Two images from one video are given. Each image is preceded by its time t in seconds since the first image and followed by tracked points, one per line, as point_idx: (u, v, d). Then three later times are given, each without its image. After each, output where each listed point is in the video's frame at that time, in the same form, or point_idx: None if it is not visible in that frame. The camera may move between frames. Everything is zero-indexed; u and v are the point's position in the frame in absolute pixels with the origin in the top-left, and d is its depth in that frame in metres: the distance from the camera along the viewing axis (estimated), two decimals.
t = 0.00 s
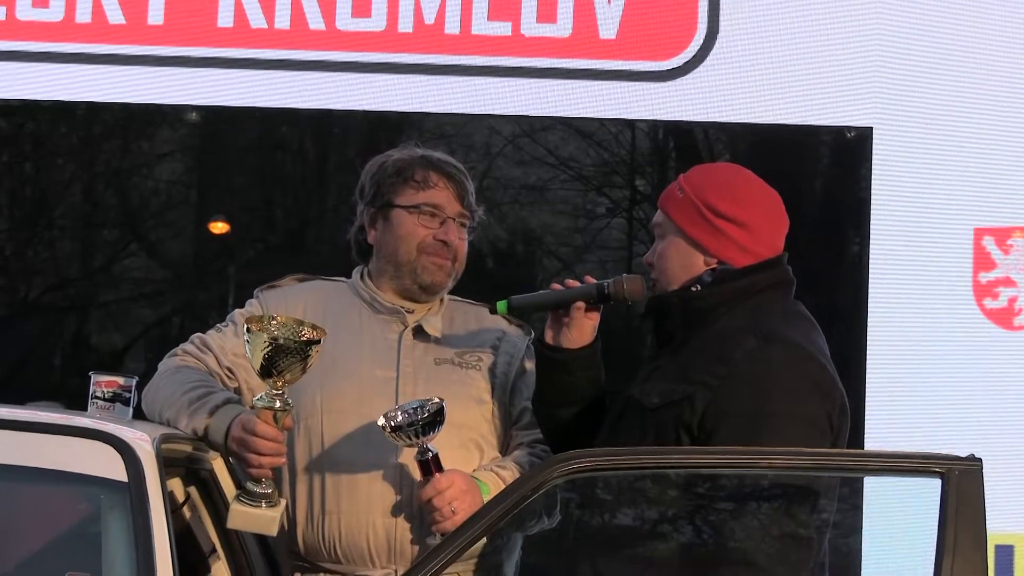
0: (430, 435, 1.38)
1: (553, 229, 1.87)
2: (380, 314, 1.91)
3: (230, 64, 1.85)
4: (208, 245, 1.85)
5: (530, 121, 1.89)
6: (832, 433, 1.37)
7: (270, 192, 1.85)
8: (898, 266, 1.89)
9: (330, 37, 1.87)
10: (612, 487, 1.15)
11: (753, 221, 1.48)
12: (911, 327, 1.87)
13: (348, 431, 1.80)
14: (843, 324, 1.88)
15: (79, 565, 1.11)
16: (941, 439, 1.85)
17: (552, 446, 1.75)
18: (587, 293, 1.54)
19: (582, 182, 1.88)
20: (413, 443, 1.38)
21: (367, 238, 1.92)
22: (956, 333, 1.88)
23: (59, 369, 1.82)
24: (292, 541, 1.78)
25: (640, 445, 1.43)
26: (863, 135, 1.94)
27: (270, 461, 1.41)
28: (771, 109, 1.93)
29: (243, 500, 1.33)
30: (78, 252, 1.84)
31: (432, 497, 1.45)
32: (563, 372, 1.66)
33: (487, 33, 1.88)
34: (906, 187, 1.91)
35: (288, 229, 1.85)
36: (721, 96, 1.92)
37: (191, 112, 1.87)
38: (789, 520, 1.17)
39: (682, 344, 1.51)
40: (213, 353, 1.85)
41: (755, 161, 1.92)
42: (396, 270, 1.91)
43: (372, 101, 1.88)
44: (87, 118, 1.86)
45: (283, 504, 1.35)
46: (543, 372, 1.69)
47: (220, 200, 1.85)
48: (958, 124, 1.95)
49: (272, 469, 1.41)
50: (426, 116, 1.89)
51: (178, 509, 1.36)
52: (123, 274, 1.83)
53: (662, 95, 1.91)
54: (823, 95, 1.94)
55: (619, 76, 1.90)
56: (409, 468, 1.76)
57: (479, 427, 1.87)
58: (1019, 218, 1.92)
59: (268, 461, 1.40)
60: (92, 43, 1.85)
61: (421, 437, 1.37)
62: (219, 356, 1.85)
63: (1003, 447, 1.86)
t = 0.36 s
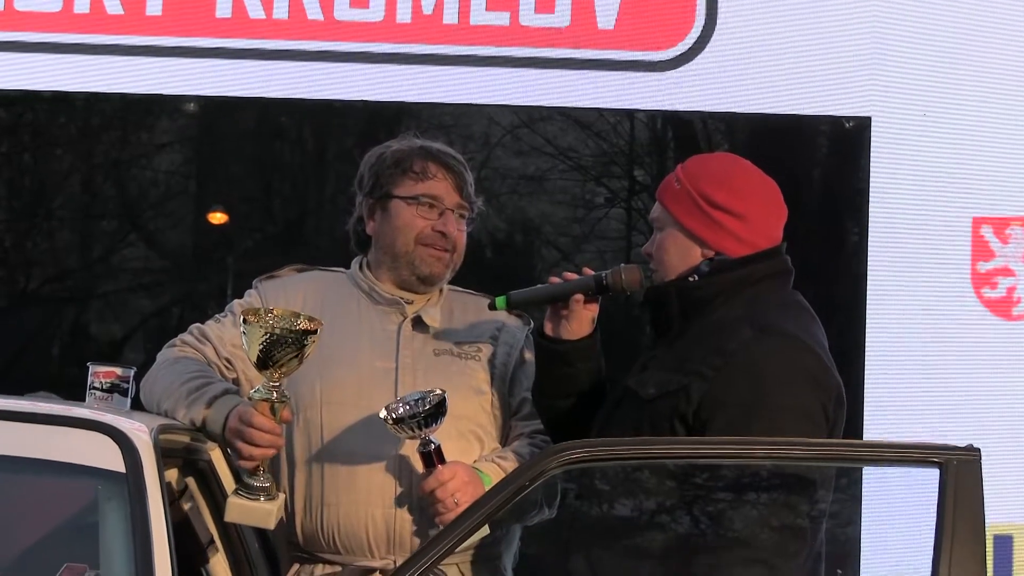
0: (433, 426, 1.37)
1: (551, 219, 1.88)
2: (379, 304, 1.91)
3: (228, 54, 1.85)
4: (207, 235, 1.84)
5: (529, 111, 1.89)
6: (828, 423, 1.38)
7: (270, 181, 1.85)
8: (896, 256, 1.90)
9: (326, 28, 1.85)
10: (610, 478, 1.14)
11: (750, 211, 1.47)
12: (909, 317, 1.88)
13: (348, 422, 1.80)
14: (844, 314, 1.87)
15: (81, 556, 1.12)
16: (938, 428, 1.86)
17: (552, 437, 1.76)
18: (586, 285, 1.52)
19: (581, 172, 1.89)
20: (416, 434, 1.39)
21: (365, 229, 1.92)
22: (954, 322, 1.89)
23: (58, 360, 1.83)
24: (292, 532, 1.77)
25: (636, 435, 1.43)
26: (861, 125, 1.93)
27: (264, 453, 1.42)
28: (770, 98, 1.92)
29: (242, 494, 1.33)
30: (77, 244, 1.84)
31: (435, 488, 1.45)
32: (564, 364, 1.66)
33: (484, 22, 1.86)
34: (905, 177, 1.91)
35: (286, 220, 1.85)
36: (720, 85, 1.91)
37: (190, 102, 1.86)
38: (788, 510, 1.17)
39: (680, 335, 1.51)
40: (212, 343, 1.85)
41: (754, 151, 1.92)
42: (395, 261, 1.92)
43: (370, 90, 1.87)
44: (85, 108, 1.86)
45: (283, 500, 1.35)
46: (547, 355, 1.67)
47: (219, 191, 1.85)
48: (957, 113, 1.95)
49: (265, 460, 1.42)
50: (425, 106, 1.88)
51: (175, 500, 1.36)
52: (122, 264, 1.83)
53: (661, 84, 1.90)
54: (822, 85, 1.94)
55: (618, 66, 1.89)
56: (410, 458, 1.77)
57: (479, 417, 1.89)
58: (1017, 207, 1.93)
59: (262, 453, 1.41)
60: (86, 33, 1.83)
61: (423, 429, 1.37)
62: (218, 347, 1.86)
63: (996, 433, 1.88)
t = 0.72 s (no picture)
0: (428, 422, 1.37)
1: (549, 216, 1.89)
2: (376, 301, 1.82)
3: (227, 51, 1.85)
4: (206, 233, 1.85)
5: (527, 106, 1.89)
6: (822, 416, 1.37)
7: (268, 178, 1.85)
8: (894, 251, 1.90)
9: (325, 25, 1.86)
10: (608, 474, 1.14)
11: (747, 207, 1.46)
12: (907, 313, 1.88)
13: (347, 419, 1.74)
14: (841, 309, 1.87)
15: (78, 553, 1.12)
16: (934, 422, 1.87)
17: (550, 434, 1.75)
18: (582, 283, 1.51)
19: (578, 168, 1.89)
20: (410, 431, 1.38)
21: (361, 226, 1.86)
22: (952, 317, 1.89)
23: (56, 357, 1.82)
24: (289, 529, 1.74)
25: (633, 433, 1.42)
26: (858, 120, 1.93)
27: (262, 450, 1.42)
28: (768, 94, 1.92)
29: (242, 495, 1.33)
30: (74, 241, 1.83)
31: (432, 484, 1.44)
32: (560, 360, 1.65)
33: (482, 18, 1.87)
34: (903, 173, 1.92)
35: (284, 216, 1.86)
36: (717, 81, 1.91)
37: (187, 98, 1.86)
38: (785, 506, 1.17)
39: (674, 330, 1.50)
40: (208, 340, 1.80)
41: (751, 147, 1.92)
42: (389, 257, 1.82)
43: (368, 87, 1.87)
44: (83, 106, 1.85)
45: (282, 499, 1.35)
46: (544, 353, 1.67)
47: (216, 188, 1.86)
48: (955, 109, 1.95)
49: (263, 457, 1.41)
50: (423, 102, 1.88)
51: (172, 498, 1.35)
52: (121, 261, 1.83)
53: (658, 80, 1.90)
54: (820, 81, 1.94)
55: (616, 62, 1.89)
56: (407, 455, 1.71)
57: (477, 414, 1.82)
58: (1014, 203, 1.94)
59: (259, 449, 1.41)
60: (88, 30, 1.84)
61: (420, 426, 1.36)
62: (213, 344, 1.79)
63: (993, 428, 1.89)
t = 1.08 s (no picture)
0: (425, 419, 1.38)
1: (548, 213, 1.88)
2: (375, 298, 1.85)
3: (225, 49, 1.85)
4: (205, 230, 1.85)
5: (525, 104, 1.89)
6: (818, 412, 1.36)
7: (267, 176, 1.85)
8: (892, 248, 1.90)
9: (323, 22, 1.85)
10: (608, 472, 1.14)
11: (743, 202, 1.47)
12: (906, 309, 1.88)
13: (343, 417, 1.75)
14: (839, 306, 1.88)
15: (72, 552, 1.12)
16: (934, 419, 1.87)
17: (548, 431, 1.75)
18: (578, 279, 1.51)
19: (578, 166, 1.90)
20: (407, 427, 1.39)
21: (361, 223, 1.90)
22: (951, 315, 1.89)
23: (56, 355, 1.83)
24: (287, 527, 1.73)
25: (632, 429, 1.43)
26: (857, 117, 1.93)
27: (259, 448, 1.42)
28: (768, 91, 1.92)
29: (242, 493, 1.34)
30: (73, 238, 1.83)
31: (429, 480, 1.44)
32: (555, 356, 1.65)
33: (480, 15, 1.87)
34: (901, 170, 1.92)
35: (284, 215, 1.85)
36: (716, 78, 1.91)
37: (186, 96, 1.86)
38: (784, 504, 1.17)
39: (670, 326, 1.50)
40: (206, 337, 1.81)
41: (751, 144, 1.92)
42: (387, 253, 1.86)
43: (366, 85, 1.87)
44: (82, 104, 1.85)
45: (281, 497, 1.35)
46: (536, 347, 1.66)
47: (215, 185, 1.86)
48: (954, 105, 1.95)
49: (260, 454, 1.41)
50: (422, 100, 1.89)
51: (172, 495, 1.36)
52: (120, 259, 1.83)
53: (657, 78, 1.90)
54: (819, 79, 1.94)
55: (615, 59, 1.89)
56: (404, 452, 1.71)
57: (473, 410, 1.83)
58: (1014, 200, 1.94)
59: (255, 447, 1.41)
60: (87, 27, 1.83)
61: (415, 423, 1.38)
62: (212, 340, 1.81)
63: (993, 425, 1.89)
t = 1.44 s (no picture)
0: (422, 418, 1.38)
1: (548, 210, 1.90)
2: (374, 295, 1.83)
3: (224, 46, 1.84)
4: (204, 227, 1.85)
5: (525, 101, 1.89)
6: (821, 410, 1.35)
7: (266, 173, 1.86)
8: (891, 246, 1.90)
9: (324, 18, 1.83)
10: (607, 469, 1.14)
11: (747, 199, 1.47)
12: (907, 306, 1.88)
13: (343, 415, 1.73)
14: (839, 303, 1.88)
15: (72, 548, 1.12)
16: (933, 416, 1.87)
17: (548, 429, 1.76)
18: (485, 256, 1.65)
19: (577, 163, 1.91)
20: (406, 426, 1.38)
21: (359, 220, 1.88)
22: (951, 312, 1.89)
23: (54, 352, 1.82)
24: (286, 524, 1.71)
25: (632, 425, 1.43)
26: (856, 114, 1.93)
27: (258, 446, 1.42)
28: (770, 89, 1.92)
29: (240, 490, 1.34)
30: (73, 235, 1.83)
31: (430, 478, 1.45)
32: (519, 336, 1.74)
33: (478, 11, 1.85)
34: (902, 168, 1.92)
35: (284, 212, 1.86)
36: (716, 75, 1.91)
37: (185, 92, 1.86)
38: (783, 502, 1.17)
39: (673, 323, 1.51)
40: (205, 335, 1.78)
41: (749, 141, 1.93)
42: (386, 250, 1.84)
43: (365, 82, 1.86)
44: (82, 100, 1.85)
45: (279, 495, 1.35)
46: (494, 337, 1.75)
47: (215, 183, 1.86)
48: (954, 103, 1.95)
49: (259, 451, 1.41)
50: (421, 97, 1.88)
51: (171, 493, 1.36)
52: (119, 256, 1.84)
53: (656, 75, 1.90)
54: (818, 76, 1.93)
55: (615, 56, 1.89)
56: (404, 450, 1.70)
57: (474, 408, 1.79)
58: (1013, 197, 1.94)
59: (254, 445, 1.41)
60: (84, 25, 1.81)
61: (414, 421, 1.38)
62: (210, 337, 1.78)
63: (991, 422, 1.89)
